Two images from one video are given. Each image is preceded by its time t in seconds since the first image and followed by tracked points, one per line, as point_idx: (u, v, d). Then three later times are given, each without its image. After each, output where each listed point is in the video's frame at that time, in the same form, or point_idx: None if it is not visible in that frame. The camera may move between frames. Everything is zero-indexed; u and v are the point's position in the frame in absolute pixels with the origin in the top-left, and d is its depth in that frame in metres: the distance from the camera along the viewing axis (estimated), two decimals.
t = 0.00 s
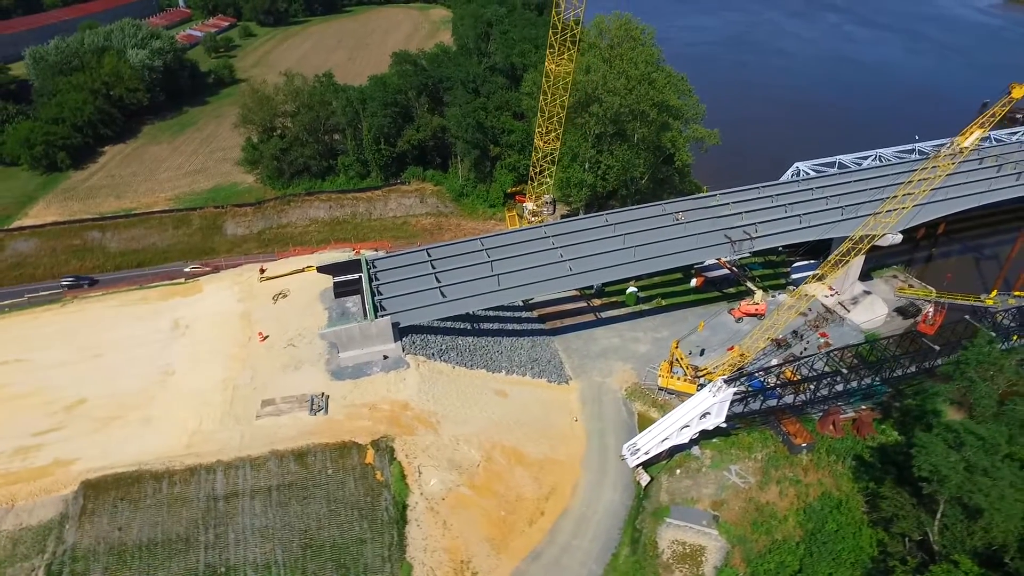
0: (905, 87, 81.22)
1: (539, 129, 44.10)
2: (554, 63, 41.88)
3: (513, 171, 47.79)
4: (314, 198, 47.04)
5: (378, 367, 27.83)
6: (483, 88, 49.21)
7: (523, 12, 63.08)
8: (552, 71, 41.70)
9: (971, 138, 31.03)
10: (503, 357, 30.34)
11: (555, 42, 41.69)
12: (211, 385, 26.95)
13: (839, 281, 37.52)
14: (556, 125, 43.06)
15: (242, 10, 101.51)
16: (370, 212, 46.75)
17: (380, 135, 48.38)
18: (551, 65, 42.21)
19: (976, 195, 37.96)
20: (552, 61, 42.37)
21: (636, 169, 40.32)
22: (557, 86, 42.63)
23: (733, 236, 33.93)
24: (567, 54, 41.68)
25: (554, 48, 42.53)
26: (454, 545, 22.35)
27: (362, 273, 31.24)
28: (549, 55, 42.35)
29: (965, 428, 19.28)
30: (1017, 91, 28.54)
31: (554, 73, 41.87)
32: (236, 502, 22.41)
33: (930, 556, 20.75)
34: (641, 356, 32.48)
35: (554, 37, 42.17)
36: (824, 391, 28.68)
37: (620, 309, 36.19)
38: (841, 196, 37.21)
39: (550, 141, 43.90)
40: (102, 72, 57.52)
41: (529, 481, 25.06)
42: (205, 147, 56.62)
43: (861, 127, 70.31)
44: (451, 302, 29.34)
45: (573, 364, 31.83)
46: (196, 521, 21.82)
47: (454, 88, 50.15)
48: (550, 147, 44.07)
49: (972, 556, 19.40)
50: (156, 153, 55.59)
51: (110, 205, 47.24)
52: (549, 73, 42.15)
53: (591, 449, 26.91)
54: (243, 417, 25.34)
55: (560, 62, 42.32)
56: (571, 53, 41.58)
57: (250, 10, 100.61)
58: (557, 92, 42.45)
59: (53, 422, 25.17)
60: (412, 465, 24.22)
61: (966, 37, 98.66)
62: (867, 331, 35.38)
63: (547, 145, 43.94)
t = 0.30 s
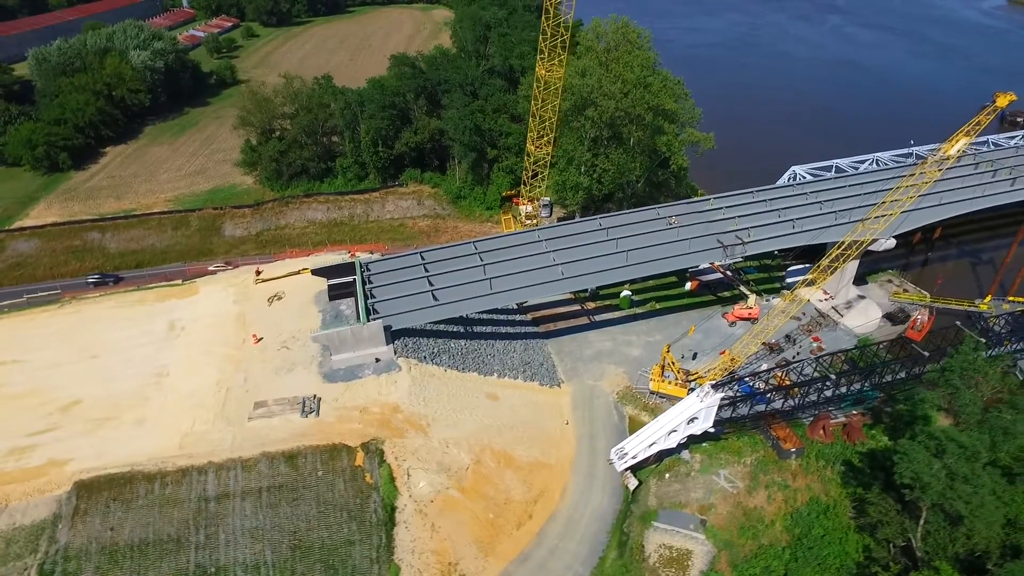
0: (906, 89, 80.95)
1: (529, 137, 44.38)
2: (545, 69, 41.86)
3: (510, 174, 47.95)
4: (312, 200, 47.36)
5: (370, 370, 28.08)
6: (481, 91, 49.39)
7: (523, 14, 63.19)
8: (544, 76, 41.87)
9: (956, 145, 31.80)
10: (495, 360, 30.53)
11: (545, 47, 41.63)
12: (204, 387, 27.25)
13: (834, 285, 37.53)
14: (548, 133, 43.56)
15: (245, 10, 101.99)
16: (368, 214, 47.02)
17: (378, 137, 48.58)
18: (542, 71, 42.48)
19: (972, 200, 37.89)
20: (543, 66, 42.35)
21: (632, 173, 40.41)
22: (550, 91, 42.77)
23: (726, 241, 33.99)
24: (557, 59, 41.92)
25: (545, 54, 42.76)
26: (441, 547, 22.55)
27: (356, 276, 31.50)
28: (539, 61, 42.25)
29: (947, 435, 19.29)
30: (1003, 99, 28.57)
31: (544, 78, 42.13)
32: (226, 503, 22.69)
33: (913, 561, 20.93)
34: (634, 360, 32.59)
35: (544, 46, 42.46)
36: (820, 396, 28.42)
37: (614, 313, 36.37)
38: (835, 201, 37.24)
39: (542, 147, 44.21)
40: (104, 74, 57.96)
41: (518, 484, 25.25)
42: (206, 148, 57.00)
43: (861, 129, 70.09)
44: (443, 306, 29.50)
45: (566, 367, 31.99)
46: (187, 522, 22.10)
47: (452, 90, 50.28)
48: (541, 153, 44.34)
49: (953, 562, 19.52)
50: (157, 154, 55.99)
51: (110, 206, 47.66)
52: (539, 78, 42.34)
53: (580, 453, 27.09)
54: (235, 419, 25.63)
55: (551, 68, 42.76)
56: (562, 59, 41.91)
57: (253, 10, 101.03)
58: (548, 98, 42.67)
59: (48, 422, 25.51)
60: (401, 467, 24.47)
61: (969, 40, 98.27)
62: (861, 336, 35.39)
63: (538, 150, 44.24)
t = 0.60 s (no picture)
0: (906, 91, 80.74)
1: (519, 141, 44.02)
2: (534, 74, 41.31)
3: (507, 176, 48.12)
4: (309, 202, 47.64)
5: (361, 372, 28.32)
6: (478, 94, 49.57)
7: (522, 16, 63.31)
8: (533, 81, 41.37)
9: (943, 152, 32.04)
10: (487, 363, 30.73)
11: (534, 53, 40.96)
12: (198, 388, 27.53)
13: (829, 289, 37.65)
14: (538, 138, 43.29)
15: (248, 11, 102.44)
16: (365, 216, 47.27)
17: (375, 139, 48.79)
18: (532, 75, 41.84)
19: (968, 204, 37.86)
20: (532, 71, 41.78)
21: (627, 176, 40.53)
22: (539, 98, 42.61)
23: (719, 245, 34.11)
24: (547, 65, 41.23)
25: (533, 58, 42.02)
26: (429, 549, 22.76)
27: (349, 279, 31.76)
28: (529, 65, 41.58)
29: (929, 443, 19.45)
30: (988, 109, 28.72)
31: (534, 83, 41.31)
32: (217, 504, 22.95)
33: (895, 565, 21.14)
34: (626, 363, 32.72)
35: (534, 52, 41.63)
36: (808, 400, 28.68)
37: (608, 316, 36.51)
38: (829, 205, 37.32)
39: (533, 152, 43.98)
40: (105, 75, 58.38)
41: (507, 487, 25.46)
42: (206, 149, 57.37)
43: (861, 132, 69.99)
44: (435, 309, 29.73)
45: (558, 370, 32.16)
46: (178, 522, 22.37)
47: (449, 93, 50.42)
48: (532, 158, 44.14)
49: (935, 569, 19.85)
50: (158, 155, 56.37)
51: (110, 207, 48.06)
52: (528, 83, 41.68)
53: (570, 456, 27.26)
54: (228, 420, 25.89)
55: (540, 73, 42.16)
56: (551, 63, 41.27)
57: (255, 11, 101.43)
58: (538, 103, 42.33)
59: (43, 423, 25.83)
60: (390, 469, 24.70)
61: (971, 42, 97.91)
62: (854, 340, 35.36)
63: (529, 155, 43.99)
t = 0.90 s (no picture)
0: (907, 93, 80.56)
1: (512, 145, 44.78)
2: (524, 79, 41.57)
3: (503, 179, 48.43)
4: (307, 203, 47.93)
5: (353, 375, 28.56)
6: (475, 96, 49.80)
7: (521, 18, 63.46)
8: (523, 87, 41.89)
9: (927, 161, 32.10)
10: (479, 366, 30.93)
11: (525, 60, 41.44)
12: (191, 390, 27.81)
13: (822, 292, 37.73)
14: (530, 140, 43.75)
15: (250, 11, 102.82)
16: (362, 217, 47.50)
17: (372, 141, 49.01)
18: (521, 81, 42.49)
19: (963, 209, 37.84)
20: (522, 77, 42.13)
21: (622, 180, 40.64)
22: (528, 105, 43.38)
23: (711, 249, 34.23)
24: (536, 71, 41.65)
25: (523, 64, 42.49)
26: (417, 551, 22.99)
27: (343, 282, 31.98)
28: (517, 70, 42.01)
29: (910, 450, 19.64)
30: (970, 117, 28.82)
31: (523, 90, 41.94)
32: (208, 505, 23.22)
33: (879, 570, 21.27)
34: (618, 367, 32.83)
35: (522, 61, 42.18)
36: (798, 405, 28.63)
37: (602, 319, 36.65)
38: (823, 209, 37.37)
39: (524, 156, 44.52)
40: (106, 76, 58.76)
41: (496, 489, 25.66)
42: (205, 150, 57.69)
43: (860, 134, 69.86)
44: (427, 312, 29.95)
45: (550, 373, 32.32)
46: (169, 523, 22.65)
47: (446, 96, 50.61)
48: (523, 162, 44.65)
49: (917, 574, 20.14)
50: (157, 156, 56.72)
51: (109, 208, 48.43)
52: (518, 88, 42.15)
53: (559, 459, 27.42)
54: (220, 422, 26.15)
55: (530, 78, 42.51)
56: (541, 69, 41.54)
57: (257, 11, 101.82)
58: (528, 108, 42.74)
59: (38, 423, 26.15)
60: (380, 472, 24.93)
61: (973, 44, 97.60)
62: (847, 344, 35.39)
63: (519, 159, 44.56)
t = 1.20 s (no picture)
0: (906, 95, 80.44)
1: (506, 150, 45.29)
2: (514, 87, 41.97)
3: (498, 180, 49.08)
4: (304, 205, 48.24)
5: (345, 378, 28.82)
6: (472, 99, 50.14)
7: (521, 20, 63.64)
8: (514, 92, 42.32)
9: (914, 168, 33.16)
10: (471, 369, 31.12)
11: (514, 65, 41.67)
12: (185, 391, 28.08)
13: (815, 296, 37.82)
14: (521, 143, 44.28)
15: (252, 12, 103.12)
16: (359, 219, 47.74)
17: (370, 144, 49.26)
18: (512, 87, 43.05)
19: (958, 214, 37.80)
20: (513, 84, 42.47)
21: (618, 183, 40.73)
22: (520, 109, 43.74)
23: (704, 253, 34.34)
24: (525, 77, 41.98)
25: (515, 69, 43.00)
26: (405, 552, 23.19)
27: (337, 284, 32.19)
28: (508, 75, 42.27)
29: (892, 458, 19.76)
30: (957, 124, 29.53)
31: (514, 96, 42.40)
32: (198, 506, 23.49)
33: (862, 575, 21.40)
34: (610, 370, 32.96)
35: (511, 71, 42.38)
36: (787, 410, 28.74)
37: (595, 322, 36.80)
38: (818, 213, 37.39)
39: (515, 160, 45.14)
40: (107, 77, 59.12)
41: (485, 492, 25.85)
42: (205, 152, 58.01)
43: (859, 135, 69.75)
44: (419, 315, 30.14)
45: (542, 376, 32.48)
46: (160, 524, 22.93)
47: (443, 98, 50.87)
48: (515, 165, 45.21)
49: None
50: (157, 157, 57.06)
51: (109, 209, 48.81)
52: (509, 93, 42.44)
53: (549, 462, 27.57)
54: (212, 423, 26.42)
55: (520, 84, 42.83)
56: (531, 75, 42.02)
57: (259, 12, 102.19)
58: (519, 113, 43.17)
59: (32, 424, 26.45)
60: (369, 474, 25.14)
61: (974, 46, 97.39)
62: (839, 348, 35.42)
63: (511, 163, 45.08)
